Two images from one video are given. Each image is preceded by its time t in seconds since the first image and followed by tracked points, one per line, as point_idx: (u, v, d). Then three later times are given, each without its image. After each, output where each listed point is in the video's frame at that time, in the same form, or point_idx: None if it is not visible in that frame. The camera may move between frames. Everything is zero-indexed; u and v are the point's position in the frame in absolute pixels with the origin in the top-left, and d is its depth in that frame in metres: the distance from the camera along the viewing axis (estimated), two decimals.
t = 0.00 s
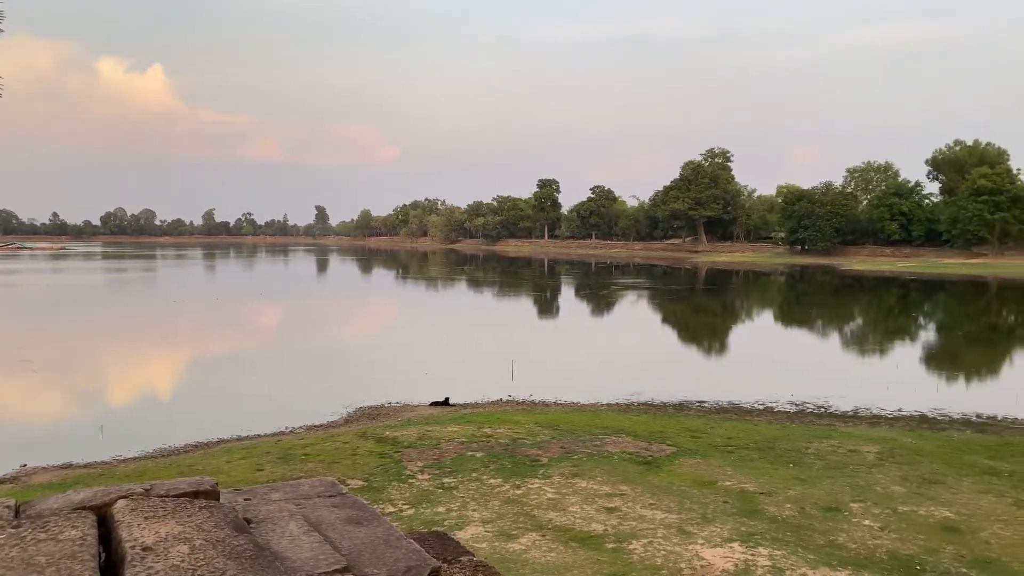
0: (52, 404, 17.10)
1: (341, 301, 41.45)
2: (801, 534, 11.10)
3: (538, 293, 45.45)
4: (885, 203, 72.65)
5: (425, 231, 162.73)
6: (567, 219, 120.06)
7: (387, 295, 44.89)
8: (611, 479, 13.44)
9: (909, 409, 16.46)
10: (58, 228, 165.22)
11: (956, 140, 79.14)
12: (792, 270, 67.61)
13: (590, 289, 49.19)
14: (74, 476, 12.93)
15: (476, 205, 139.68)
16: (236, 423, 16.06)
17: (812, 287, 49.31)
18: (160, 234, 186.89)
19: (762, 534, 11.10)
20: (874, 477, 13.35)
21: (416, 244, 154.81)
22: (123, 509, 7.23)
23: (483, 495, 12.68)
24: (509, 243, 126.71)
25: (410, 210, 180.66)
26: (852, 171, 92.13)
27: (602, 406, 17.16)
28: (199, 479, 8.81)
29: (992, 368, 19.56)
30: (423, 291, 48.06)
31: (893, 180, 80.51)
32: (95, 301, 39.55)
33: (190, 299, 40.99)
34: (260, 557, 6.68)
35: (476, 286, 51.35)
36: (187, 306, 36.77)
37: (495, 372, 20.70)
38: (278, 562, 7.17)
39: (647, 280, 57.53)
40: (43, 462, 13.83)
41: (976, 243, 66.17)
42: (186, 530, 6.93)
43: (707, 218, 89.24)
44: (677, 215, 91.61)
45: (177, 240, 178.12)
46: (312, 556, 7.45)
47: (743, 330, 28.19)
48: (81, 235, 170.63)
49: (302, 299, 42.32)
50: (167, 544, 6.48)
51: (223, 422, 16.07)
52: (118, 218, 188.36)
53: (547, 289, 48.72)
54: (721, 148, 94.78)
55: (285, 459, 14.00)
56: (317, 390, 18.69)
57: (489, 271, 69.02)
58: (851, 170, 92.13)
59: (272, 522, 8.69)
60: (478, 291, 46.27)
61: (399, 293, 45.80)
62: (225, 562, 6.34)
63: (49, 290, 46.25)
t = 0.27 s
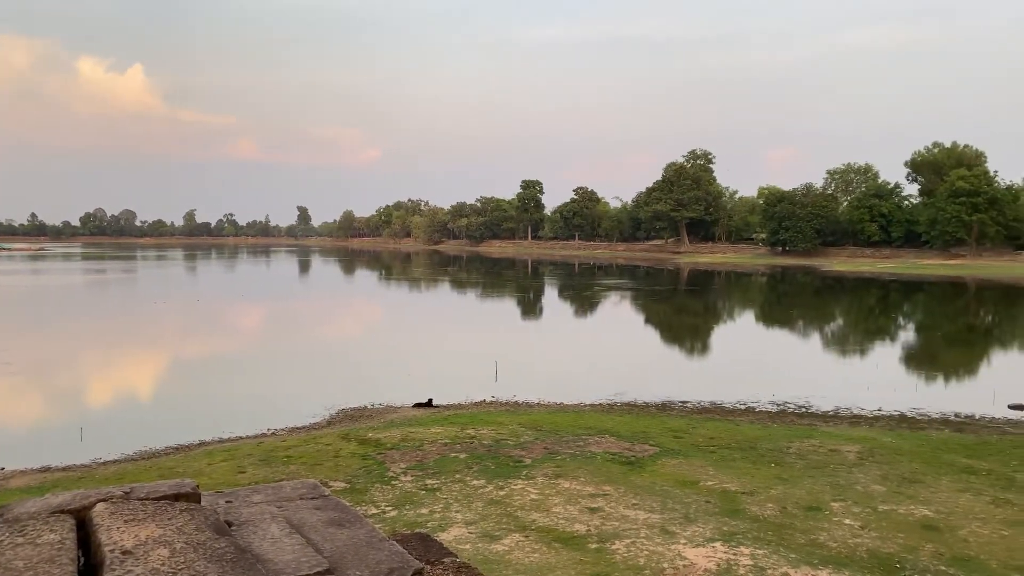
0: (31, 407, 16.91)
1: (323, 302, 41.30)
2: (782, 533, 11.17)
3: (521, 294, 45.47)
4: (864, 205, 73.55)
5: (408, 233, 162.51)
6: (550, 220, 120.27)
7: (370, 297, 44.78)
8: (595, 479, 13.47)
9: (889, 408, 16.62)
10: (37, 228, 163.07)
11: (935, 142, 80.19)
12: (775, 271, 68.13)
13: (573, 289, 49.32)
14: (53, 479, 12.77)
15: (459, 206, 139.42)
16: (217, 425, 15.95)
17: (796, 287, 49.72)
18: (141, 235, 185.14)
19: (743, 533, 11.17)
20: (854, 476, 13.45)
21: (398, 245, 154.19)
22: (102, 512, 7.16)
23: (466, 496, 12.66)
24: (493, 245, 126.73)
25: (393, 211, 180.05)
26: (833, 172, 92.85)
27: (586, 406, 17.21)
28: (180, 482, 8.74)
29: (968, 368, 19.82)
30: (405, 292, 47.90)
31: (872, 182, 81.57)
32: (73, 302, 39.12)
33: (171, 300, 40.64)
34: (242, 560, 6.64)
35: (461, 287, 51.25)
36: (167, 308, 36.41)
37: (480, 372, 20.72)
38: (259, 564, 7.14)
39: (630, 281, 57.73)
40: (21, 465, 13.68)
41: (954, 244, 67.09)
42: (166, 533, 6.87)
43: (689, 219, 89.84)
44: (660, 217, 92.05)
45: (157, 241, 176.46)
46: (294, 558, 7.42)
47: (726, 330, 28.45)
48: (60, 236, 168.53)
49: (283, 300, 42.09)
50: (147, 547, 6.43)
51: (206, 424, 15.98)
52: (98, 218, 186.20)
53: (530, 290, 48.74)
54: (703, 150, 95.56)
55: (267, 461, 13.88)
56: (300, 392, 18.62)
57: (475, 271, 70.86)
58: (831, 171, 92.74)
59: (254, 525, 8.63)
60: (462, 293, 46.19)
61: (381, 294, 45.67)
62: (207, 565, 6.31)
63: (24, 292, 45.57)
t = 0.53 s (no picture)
0: (9, 410, 16.72)
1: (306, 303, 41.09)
2: (765, 532, 11.23)
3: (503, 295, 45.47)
4: (844, 206, 74.40)
5: (391, 233, 162.08)
6: (534, 221, 120.42)
7: (351, 298, 44.61)
8: (579, 479, 13.49)
9: (869, 408, 16.77)
10: (14, 228, 160.74)
11: (914, 144, 81.15)
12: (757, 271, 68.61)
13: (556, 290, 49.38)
14: (31, 483, 12.62)
15: (443, 206, 139.06)
16: (200, 427, 15.88)
17: (779, 288, 50.10)
18: (121, 236, 183.19)
19: (726, 532, 11.22)
20: (835, 475, 13.55)
21: (381, 245, 153.50)
22: (81, 516, 7.08)
23: (449, 498, 12.64)
24: (476, 245, 126.61)
25: (376, 211, 179.44)
26: (813, 173, 93.38)
27: (569, 407, 17.25)
28: (160, 484, 8.65)
29: (946, 367, 20.06)
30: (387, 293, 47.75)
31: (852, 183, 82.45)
32: (51, 304, 38.60)
33: (151, 302, 40.24)
34: (224, 563, 6.59)
35: (443, 288, 51.16)
36: (148, 309, 36.09)
37: (464, 374, 20.72)
38: (242, 567, 7.08)
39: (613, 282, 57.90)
40: None
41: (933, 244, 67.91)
42: (147, 536, 6.81)
43: (671, 220, 90.35)
44: (642, 218, 92.50)
45: (138, 242, 174.62)
46: (275, 560, 7.39)
47: (707, 330, 28.69)
48: (38, 236, 166.26)
49: (265, 301, 41.82)
50: (127, 550, 6.36)
51: (188, 426, 15.88)
52: (78, 219, 183.79)
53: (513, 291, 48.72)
54: (685, 151, 96.16)
55: (249, 464, 13.79)
56: (283, 393, 18.56)
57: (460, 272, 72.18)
58: (812, 172, 93.09)
59: (235, 528, 8.56)
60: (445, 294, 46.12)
61: (363, 296, 45.54)
62: (188, 568, 6.25)
63: None
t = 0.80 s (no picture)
0: None
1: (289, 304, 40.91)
2: (747, 531, 11.27)
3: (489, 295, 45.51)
4: (826, 207, 75.03)
5: (374, 234, 161.57)
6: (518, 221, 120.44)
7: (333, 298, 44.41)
8: (563, 480, 13.49)
9: (851, 408, 16.87)
10: None
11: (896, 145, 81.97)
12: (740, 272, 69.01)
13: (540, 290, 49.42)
14: (9, 487, 12.48)
15: (427, 207, 138.85)
16: (181, 430, 15.76)
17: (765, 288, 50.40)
18: (102, 236, 181.30)
19: (709, 532, 11.25)
20: (817, 474, 13.62)
21: (365, 246, 152.92)
22: (61, 519, 7.00)
23: (433, 499, 12.61)
24: (461, 246, 126.43)
25: (361, 211, 178.97)
26: (796, 174, 93.80)
27: (554, 408, 17.25)
28: (141, 487, 8.52)
29: (927, 367, 20.22)
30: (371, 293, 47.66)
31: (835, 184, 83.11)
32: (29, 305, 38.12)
33: (132, 303, 39.87)
34: (205, 565, 6.52)
35: (427, 288, 51.09)
36: (130, 310, 35.84)
37: (448, 374, 20.69)
38: (224, 569, 7.01)
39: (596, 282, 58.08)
40: None
41: (913, 245, 68.60)
42: (127, 539, 6.73)
43: (654, 221, 90.79)
44: (625, 218, 92.81)
45: (119, 242, 172.85)
46: (257, 562, 7.32)
47: (691, 330, 28.85)
48: (16, 236, 164.06)
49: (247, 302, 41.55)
50: (108, 553, 6.30)
51: (168, 428, 15.77)
52: (58, 219, 181.55)
53: (498, 291, 48.75)
54: (668, 152, 96.62)
55: (231, 466, 13.71)
56: (267, 395, 18.48)
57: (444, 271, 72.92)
58: (795, 174, 93.44)
59: (217, 530, 8.49)
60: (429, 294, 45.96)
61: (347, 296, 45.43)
62: (169, 570, 6.18)
63: None
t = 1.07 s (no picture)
0: None
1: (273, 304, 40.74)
2: (732, 530, 11.33)
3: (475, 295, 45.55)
4: (810, 207, 75.59)
5: (359, 234, 161.01)
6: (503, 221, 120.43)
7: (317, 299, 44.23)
8: (548, 480, 13.51)
9: (834, 407, 17.00)
10: None
11: (878, 146, 82.74)
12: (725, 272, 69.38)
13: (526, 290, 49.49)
14: None
15: (412, 207, 138.51)
16: (164, 431, 15.68)
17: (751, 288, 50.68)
18: (84, 236, 179.42)
19: (694, 531, 11.30)
20: (801, 473, 13.71)
21: (349, 246, 152.26)
22: (42, 522, 6.95)
23: (419, 500, 12.58)
24: (446, 246, 126.22)
25: (345, 211, 178.33)
26: (779, 175, 94.26)
27: (539, 408, 17.28)
28: (124, 489, 8.43)
29: (908, 366, 20.42)
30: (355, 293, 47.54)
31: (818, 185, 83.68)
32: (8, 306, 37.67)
33: (113, 303, 39.49)
34: (189, 567, 6.48)
35: (414, 288, 51.03)
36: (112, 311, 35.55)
37: (433, 375, 20.68)
38: (207, 571, 6.97)
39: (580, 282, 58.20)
40: None
41: (895, 245, 69.27)
42: (110, 541, 6.69)
43: (639, 221, 91.13)
44: (610, 219, 93.04)
45: (100, 242, 171.18)
46: (241, 564, 7.30)
47: (676, 330, 28.96)
48: None
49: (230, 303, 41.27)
50: (90, 556, 6.27)
51: (151, 430, 15.67)
52: (39, 219, 179.39)
53: (483, 291, 48.76)
54: (653, 153, 96.97)
55: (215, 467, 13.63)
56: (251, 395, 18.43)
57: (429, 271, 73.48)
58: (778, 174, 93.83)
59: (201, 532, 8.44)
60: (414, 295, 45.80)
61: (330, 296, 45.33)
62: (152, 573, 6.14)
63: None
